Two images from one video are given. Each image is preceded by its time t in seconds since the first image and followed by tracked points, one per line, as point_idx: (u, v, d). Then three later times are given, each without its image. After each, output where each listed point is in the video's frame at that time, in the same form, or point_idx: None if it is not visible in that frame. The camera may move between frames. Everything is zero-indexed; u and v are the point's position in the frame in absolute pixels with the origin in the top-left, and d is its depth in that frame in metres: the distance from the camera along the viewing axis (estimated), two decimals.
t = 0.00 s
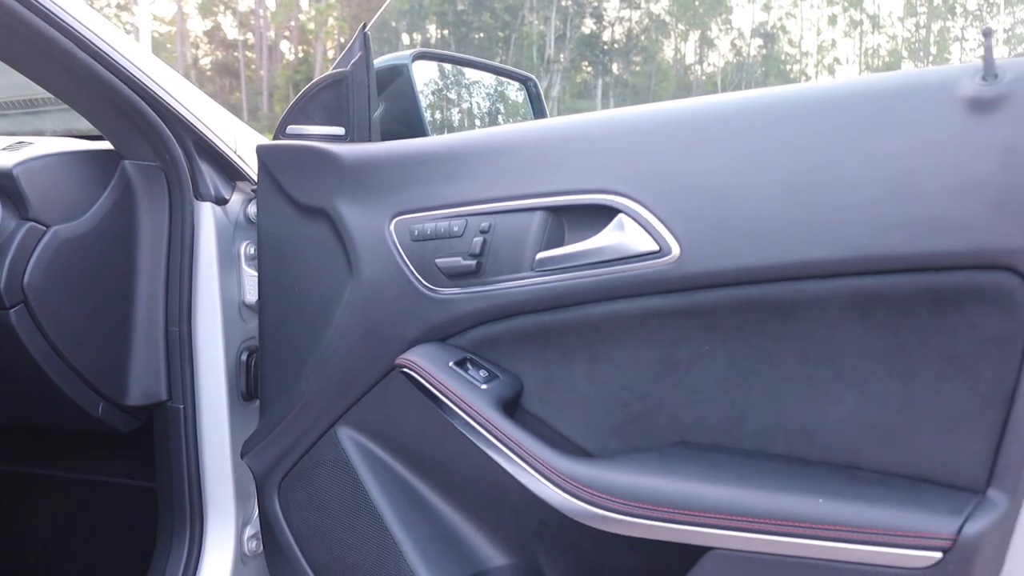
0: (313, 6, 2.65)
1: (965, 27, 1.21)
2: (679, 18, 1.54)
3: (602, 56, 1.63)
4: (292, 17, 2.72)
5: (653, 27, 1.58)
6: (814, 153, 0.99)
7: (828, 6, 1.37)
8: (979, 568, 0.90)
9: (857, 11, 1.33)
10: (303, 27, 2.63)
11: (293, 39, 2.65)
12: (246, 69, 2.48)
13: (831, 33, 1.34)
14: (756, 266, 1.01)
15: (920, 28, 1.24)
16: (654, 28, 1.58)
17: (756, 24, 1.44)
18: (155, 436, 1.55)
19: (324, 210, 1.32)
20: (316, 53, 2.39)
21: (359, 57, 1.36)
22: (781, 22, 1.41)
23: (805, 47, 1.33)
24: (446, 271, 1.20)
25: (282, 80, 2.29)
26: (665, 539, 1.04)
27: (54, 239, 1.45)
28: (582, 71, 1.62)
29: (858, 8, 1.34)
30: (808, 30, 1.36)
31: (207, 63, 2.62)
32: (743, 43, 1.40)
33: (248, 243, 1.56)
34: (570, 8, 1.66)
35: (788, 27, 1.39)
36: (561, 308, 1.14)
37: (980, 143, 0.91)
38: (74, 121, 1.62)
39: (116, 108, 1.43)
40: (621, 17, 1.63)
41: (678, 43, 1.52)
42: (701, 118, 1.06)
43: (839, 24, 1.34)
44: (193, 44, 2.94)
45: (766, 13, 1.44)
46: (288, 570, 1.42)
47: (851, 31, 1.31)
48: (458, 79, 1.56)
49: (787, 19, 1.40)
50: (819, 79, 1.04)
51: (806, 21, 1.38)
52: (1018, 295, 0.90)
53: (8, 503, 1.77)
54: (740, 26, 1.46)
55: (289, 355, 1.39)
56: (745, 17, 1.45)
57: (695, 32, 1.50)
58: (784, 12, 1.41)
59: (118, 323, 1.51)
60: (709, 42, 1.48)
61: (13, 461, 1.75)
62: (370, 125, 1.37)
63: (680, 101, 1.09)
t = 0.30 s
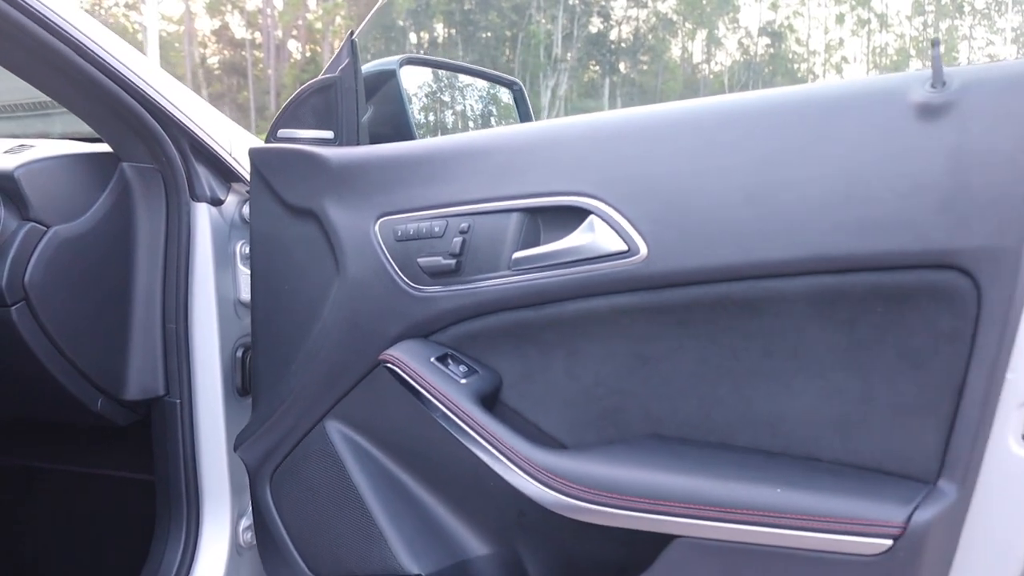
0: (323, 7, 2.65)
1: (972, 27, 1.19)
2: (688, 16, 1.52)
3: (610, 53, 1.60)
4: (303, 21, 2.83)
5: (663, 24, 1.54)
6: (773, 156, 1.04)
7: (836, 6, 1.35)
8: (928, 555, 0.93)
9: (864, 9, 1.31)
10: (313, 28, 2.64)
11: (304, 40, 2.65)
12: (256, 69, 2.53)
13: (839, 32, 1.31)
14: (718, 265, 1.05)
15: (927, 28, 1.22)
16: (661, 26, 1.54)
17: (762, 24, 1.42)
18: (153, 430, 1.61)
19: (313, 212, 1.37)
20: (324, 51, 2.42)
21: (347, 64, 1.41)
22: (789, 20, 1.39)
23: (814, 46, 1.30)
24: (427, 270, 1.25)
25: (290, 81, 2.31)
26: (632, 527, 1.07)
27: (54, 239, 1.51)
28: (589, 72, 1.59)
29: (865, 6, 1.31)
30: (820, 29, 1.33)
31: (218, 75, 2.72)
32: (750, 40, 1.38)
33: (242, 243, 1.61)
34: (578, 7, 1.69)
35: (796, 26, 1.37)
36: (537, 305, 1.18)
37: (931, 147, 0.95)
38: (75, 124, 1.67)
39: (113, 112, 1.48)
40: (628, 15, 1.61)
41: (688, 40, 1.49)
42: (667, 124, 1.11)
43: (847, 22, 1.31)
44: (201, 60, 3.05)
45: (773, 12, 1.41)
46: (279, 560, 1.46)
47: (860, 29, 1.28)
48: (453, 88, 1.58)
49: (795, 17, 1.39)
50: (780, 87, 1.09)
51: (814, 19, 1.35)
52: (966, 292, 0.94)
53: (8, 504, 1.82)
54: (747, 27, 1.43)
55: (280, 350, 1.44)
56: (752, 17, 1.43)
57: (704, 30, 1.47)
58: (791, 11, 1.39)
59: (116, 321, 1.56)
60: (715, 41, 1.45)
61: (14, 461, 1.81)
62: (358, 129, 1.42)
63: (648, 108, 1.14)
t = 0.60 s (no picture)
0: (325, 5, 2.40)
1: (979, 26, 1.17)
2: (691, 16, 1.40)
3: (616, 54, 1.44)
4: (306, 15, 2.54)
5: (667, 23, 1.41)
6: (746, 159, 1.06)
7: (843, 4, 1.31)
8: (893, 546, 0.96)
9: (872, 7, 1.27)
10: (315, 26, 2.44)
11: (307, 35, 2.47)
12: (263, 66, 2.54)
13: (845, 30, 1.29)
14: (696, 264, 1.08)
15: (934, 25, 1.19)
16: (667, 24, 1.41)
17: (769, 21, 1.34)
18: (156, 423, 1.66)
19: (310, 212, 1.41)
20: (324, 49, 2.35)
21: (343, 69, 1.46)
22: (795, 20, 1.32)
23: (820, 46, 1.27)
24: (418, 269, 1.29)
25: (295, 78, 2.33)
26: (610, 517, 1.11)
27: (59, 239, 1.56)
28: (595, 71, 1.44)
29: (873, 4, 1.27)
30: (825, 27, 1.29)
31: (224, 63, 2.76)
32: (757, 39, 1.32)
33: (242, 242, 1.66)
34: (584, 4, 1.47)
35: (802, 24, 1.32)
36: (523, 304, 1.22)
37: (899, 154, 0.98)
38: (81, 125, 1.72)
39: (118, 116, 1.54)
40: (633, 14, 1.43)
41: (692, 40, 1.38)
42: (645, 128, 1.14)
43: (853, 20, 1.28)
44: (211, 40, 3.08)
45: (779, 8, 1.33)
46: (276, 550, 1.51)
47: (865, 28, 1.26)
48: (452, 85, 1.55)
49: (801, 17, 1.32)
50: (756, 93, 1.11)
51: (820, 16, 1.31)
52: (931, 292, 0.97)
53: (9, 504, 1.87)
54: (754, 25, 1.35)
55: (277, 346, 1.49)
56: (760, 13, 1.35)
57: (709, 28, 1.37)
58: (797, 10, 1.33)
59: (120, 318, 1.61)
60: (722, 41, 1.37)
61: (18, 459, 1.88)
62: (354, 133, 1.47)
63: (626, 112, 1.17)
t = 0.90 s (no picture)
0: None
1: (1003, 19, 1.23)
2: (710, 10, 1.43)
3: (635, 49, 1.50)
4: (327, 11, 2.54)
5: (686, 18, 1.46)
6: (727, 166, 1.09)
7: None
8: (868, 544, 1.00)
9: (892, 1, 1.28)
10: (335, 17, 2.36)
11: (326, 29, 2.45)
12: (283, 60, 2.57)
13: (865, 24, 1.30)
14: (679, 268, 1.11)
15: (958, 19, 1.24)
16: (687, 20, 1.46)
17: (790, 16, 1.36)
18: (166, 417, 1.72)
19: (312, 214, 1.45)
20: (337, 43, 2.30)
21: (345, 73, 1.48)
22: (816, 14, 1.34)
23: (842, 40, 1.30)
24: (416, 270, 1.33)
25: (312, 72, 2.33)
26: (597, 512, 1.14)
27: (72, 238, 1.61)
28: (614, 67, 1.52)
29: None
30: (845, 22, 1.31)
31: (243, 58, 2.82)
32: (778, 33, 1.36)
33: (249, 241, 1.73)
34: None
35: (823, 19, 1.34)
36: (516, 305, 1.26)
37: (875, 162, 1.01)
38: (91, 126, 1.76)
39: (130, 121, 1.59)
40: (653, 9, 1.49)
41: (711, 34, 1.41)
42: (631, 134, 1.18)
43: (875, 15, 1.29)
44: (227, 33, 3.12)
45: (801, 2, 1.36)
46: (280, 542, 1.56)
47: (887, 22, 1.27)
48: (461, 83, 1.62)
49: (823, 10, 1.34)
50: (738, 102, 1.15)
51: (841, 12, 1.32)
52: (905, 295, 1.00)
53: (25, 494, 1.94)
54: (774, 19, 1.38)
55: (282, 344, 1.54)
56: (780, 8, 1.37)
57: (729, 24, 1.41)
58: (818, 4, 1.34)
59: (131, 315, 1.67)
60: (742, 35, 1.39)
61: (35, 452, 1.95)
62: (356, 137, 1.51)
63: (615, 120, 1.20)
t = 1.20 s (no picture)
0: None
1: None
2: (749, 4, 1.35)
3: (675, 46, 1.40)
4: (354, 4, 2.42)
5: (726, 11, 1.36)
6: (712, 171, 1.11)
7: None
8: (847, 547, 1.01)
9: None
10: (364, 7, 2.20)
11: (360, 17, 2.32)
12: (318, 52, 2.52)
13: (907, 17, 1.25)
14: (665, 272, 1.13)
15: (1001, 12, 1.18)
16: (724, 12, 1.36)
17: (829, 9, 1.29)
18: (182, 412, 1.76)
19: (318, 215, 1.49)
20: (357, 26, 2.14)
21: (351, 78, 1.52)
22: (855, 7, 1.28)
23: (882, 34, 1.25)
24: (415, 271, 1.36)
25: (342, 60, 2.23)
26: (585, 512, 1.16)
27: (89, 237, 1.66)
28: (652, 62, 1.42)
29: None
30: (885, 15, 1.26)
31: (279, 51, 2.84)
32: (816, 27, 1.30)
33: (261, 238, 1.77)
34: None
35: (863, 12, 1.28)
36: (510, 305, 1.28)
37: (853, 168, 1.02)
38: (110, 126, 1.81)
39: (146, 123, 1.63)
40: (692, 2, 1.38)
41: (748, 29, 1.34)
42: (623, 139, 1.20)
43: (916, 8, 1.24)
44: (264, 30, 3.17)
45: None
46: (288, 534, 1.59)
47: (928, 15, 1.23)
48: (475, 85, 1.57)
49: (862, 4, 1.28)
50: (726, 108, 1.16)
51: (881, 6, 1.27)
52: (885, 300, 1.01)
53: (52, 482, 2.02)
54: (813, 12, 1.30)
55: (290, 341, 1.57)
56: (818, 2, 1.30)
57: (767, 18, 1.33)
58: None
59: (149, 310, 1.72)
60: (781, 29, 1.32)
61: (60, 442, 2.02)
62: (362, 139, 1.54)
63: (605, 125, 1.23)
